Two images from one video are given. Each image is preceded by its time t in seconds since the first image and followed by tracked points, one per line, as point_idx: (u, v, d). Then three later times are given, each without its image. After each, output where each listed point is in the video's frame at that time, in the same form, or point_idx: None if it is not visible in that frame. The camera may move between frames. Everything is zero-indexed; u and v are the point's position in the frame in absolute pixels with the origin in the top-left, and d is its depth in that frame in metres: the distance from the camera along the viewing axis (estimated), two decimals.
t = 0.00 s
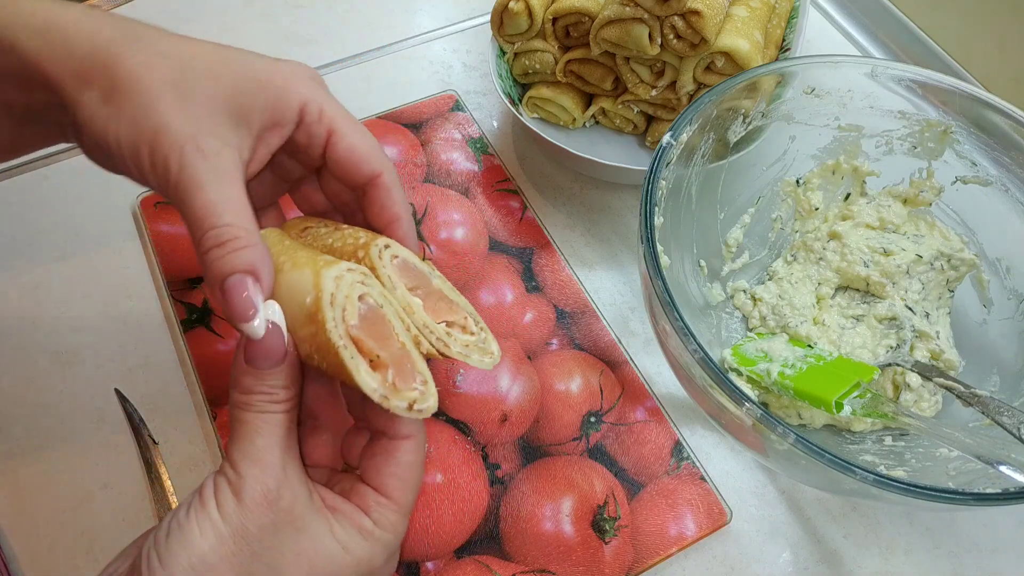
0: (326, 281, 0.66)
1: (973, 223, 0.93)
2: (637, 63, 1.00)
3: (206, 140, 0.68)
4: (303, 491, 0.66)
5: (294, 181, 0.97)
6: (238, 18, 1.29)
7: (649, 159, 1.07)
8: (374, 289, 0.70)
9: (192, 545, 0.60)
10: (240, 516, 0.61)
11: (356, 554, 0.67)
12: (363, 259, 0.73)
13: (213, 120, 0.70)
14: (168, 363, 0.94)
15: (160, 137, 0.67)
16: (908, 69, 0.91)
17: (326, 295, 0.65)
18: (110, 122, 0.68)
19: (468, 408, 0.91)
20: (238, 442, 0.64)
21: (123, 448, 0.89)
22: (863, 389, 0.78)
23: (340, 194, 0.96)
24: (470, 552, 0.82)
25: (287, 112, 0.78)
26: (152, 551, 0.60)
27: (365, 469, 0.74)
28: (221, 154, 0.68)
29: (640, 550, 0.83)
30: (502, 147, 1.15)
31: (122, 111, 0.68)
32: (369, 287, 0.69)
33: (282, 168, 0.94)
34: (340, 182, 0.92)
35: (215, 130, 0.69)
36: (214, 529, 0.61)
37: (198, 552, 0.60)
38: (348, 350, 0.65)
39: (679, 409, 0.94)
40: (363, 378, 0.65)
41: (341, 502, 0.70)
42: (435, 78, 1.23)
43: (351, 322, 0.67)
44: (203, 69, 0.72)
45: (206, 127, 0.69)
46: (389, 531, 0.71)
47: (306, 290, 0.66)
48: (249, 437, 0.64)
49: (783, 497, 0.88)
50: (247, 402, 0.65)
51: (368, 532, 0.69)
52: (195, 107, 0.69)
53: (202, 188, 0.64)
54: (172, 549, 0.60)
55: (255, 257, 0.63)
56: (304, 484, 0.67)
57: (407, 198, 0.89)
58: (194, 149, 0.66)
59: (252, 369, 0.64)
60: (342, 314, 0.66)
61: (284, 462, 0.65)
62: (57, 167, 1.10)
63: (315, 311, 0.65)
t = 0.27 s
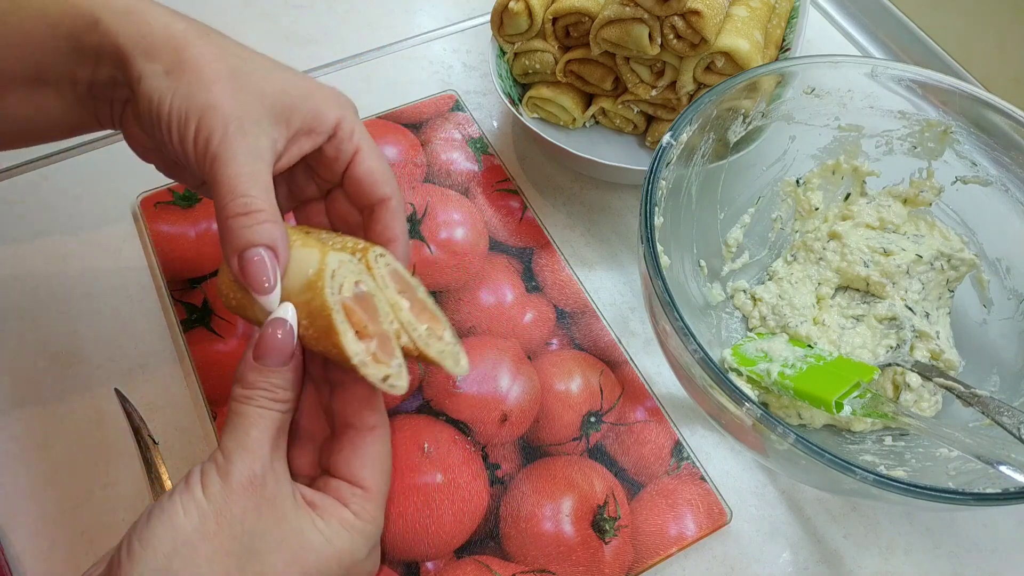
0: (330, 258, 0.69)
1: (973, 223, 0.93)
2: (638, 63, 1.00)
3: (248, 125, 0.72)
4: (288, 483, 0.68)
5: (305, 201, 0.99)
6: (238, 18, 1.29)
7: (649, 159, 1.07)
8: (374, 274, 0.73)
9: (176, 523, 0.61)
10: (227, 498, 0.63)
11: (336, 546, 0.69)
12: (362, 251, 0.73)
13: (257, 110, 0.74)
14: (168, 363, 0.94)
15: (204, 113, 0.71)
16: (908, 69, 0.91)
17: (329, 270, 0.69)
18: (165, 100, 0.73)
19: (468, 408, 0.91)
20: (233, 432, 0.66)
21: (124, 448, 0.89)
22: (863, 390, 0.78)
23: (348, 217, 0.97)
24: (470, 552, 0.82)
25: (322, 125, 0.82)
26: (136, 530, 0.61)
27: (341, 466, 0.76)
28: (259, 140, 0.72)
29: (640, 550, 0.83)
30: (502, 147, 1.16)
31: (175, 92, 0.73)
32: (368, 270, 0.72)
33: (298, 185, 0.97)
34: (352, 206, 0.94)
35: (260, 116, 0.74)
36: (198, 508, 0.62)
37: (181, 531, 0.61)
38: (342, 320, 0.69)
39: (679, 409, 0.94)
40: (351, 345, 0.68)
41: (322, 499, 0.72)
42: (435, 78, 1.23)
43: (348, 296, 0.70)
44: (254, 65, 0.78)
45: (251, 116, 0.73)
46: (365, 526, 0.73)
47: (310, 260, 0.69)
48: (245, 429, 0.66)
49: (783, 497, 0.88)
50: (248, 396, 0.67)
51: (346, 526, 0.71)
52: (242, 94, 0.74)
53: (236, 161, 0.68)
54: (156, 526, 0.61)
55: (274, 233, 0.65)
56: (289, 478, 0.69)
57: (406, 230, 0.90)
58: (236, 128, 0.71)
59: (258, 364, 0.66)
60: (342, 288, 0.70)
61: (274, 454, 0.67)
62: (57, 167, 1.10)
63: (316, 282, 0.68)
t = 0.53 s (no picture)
0: (352, 263, 0.73)
1: (973, 223, 0.93)
2: (637, 63, 1.00)
3: (284, 137, 0.74)
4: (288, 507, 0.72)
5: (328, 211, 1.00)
6: (238, 18, 1.29)
7: (649, 159, 1.07)
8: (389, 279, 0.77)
9: (179, 542, 0.65)
10: (230, 520, 0.67)
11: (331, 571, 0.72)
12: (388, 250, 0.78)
13: (294, 119, 0.76)
14: (168, 363, 0.94)
15: (244, 120, 0.73)
16: (908, 69, 0.91)
17: (351, 274, 0.73)
18: (207, 98, 0.74)
19: (468, 408, 0.91)
20: (238, 460, 0.71)
21: (124, 448, 0.89)
22: (863, 390, 0.78)
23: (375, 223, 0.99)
24: (470, 552, 0.82)
25: (356, 137, 0.84)
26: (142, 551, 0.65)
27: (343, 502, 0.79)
28: (294, 151, 0.75)
29: (640, 550, 0.83)
30: (502, 147, 1.16)
31: (216, 91, 0.74)
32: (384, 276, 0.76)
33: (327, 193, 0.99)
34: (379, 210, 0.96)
35: (297, 128, 0.76)
36: (202, 529, 0.66)
37: (184, 551, 0.64)
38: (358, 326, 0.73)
39: (679, 409, 0.94)
40: (364, 351, 0.73)
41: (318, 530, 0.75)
42: (435, 78, 1.23)
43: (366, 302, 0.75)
44: (297, 75, 0.79)
45: (287, 126, 0.75)
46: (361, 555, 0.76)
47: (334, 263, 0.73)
48: (250, 456, 0.71)
49: (783, 497, 0.88)
50: (254, 425, 0.72)
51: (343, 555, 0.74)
52: (283, 104, 0.76)
53: (270, 167, 0.71)
54: (161, 547, 0.64)
55: (308, 235, 0.71)
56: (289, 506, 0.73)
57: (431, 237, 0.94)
58: (273, 136, 0.74)
59: (265, 395, 0.72)
60: (360, 293, 0.74)
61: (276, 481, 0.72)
62: (58, 168, 1.10)
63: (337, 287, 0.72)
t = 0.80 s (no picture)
0: (395, 299, 0.80)
1: (973, 223, 0.93)
2: (637, 63, 1.00)
3: (315, 177, 0.78)
4: None
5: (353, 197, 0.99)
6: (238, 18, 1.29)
7: (649, 159, 1.07)
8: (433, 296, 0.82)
9: None
10: None
11: None
12: (433, 259, 0.82)
13: (320, 156, 0.78)
14: (168, 363, 0.94)
15: (278, 174, 0.78)
16: (909, 69, 0.91)
17: (394, 308, 0.80)
18: (239, 153, 0.79)
19: (468, 408, 0.91)
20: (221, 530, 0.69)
21: (124, 448, 0.89)
22: (863, 390, 0.78)
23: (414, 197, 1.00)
24: (470, 552, 0.82)
25: (381, 141, 0.82)
26: None
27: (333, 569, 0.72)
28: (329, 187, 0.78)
29: (640, 550, 0.83)
30: (502, 147, 1.16)
31: (244, 144, 0.78)
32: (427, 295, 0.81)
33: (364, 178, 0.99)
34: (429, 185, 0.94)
35: (321, 164, 0.78)
36: None
37: None
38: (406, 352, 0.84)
39: (679, 409, 0.94)
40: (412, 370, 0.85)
41: None
42: (435, 78, 1.23)
43: (409, 331, 0.82)
44: (309, 95, 0.77)
45: (314, 164, 0.78)
46: None
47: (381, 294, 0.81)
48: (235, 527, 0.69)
49: (783, 497, 0.88)
50: (243, 494, 0.71)
51: None
52: (307, 145, 0.77)
53: (312, 218, 0.77)
54: None
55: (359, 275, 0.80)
56: None
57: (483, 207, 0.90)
58: (305, 183, 0.77)
59: (260, 460, 0.73)
60: (404, 322, 0.81)
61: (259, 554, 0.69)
62: (57, 168, 1.10)
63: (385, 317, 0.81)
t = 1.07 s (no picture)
0: (386, 321, 0.91)
1: (973, 223, 0.93)
2: (638, 63, 1.00)
3: (295, 222, 0.85)
4: None
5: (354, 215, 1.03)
6: (238, 18, 1.29)
7: (649, 159, 1.07)
8: (422, 320, 0.93)
9: None
10: None
11: None
12: (421, 288, 0.94)
13: (297, 200, 0.85)
14: (168, 363, 0.94)
15: (262, 220, 0.85)
16: (908, 69, 0.91)
17: (385, 330, 0.91)
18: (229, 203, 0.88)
19: (468, 408, 0.91)
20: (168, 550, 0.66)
21: (123, 448, 0.89)
22: (863, 389, 0.78)
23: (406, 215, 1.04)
24: (470, 552, 0.82)
25: (355, 186, 0.88)
26: None
27: None
28: (309, 232, 0.86)
29: (640, 550, 0.83)
30: (502, 147, 1.16)
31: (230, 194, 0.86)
32: (416, 320, 0.93)
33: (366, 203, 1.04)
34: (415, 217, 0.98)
35: (299, 206, 0.85)
36: None
37: None
38: (392, 371, 0.91)
39: (679, 409, 0.94)
40: (400, 388, 0.90)
41: None
42: (435, 78, 1.23)
43: (398, 351, 0.91)
44: (284, 146, 0.84)
45: (293, 210, 0.85)
46: None
47: (373, 320, 0.91)
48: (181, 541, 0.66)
49: (783, 497, 0.88)
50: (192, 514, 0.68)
51: None
52: (285, 192, 0.84)
53: (301, 260, 0.86)
54: None
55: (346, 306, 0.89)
56: None
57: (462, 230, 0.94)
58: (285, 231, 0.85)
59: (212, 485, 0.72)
60: (394, 343, 0.91)
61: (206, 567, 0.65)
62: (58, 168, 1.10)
63: (377, 339, 0.91)
